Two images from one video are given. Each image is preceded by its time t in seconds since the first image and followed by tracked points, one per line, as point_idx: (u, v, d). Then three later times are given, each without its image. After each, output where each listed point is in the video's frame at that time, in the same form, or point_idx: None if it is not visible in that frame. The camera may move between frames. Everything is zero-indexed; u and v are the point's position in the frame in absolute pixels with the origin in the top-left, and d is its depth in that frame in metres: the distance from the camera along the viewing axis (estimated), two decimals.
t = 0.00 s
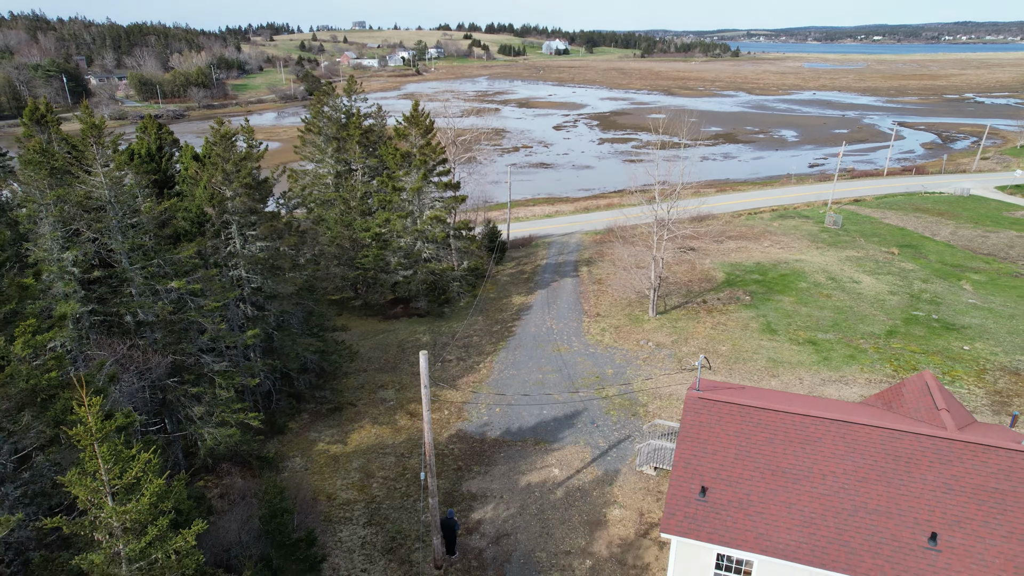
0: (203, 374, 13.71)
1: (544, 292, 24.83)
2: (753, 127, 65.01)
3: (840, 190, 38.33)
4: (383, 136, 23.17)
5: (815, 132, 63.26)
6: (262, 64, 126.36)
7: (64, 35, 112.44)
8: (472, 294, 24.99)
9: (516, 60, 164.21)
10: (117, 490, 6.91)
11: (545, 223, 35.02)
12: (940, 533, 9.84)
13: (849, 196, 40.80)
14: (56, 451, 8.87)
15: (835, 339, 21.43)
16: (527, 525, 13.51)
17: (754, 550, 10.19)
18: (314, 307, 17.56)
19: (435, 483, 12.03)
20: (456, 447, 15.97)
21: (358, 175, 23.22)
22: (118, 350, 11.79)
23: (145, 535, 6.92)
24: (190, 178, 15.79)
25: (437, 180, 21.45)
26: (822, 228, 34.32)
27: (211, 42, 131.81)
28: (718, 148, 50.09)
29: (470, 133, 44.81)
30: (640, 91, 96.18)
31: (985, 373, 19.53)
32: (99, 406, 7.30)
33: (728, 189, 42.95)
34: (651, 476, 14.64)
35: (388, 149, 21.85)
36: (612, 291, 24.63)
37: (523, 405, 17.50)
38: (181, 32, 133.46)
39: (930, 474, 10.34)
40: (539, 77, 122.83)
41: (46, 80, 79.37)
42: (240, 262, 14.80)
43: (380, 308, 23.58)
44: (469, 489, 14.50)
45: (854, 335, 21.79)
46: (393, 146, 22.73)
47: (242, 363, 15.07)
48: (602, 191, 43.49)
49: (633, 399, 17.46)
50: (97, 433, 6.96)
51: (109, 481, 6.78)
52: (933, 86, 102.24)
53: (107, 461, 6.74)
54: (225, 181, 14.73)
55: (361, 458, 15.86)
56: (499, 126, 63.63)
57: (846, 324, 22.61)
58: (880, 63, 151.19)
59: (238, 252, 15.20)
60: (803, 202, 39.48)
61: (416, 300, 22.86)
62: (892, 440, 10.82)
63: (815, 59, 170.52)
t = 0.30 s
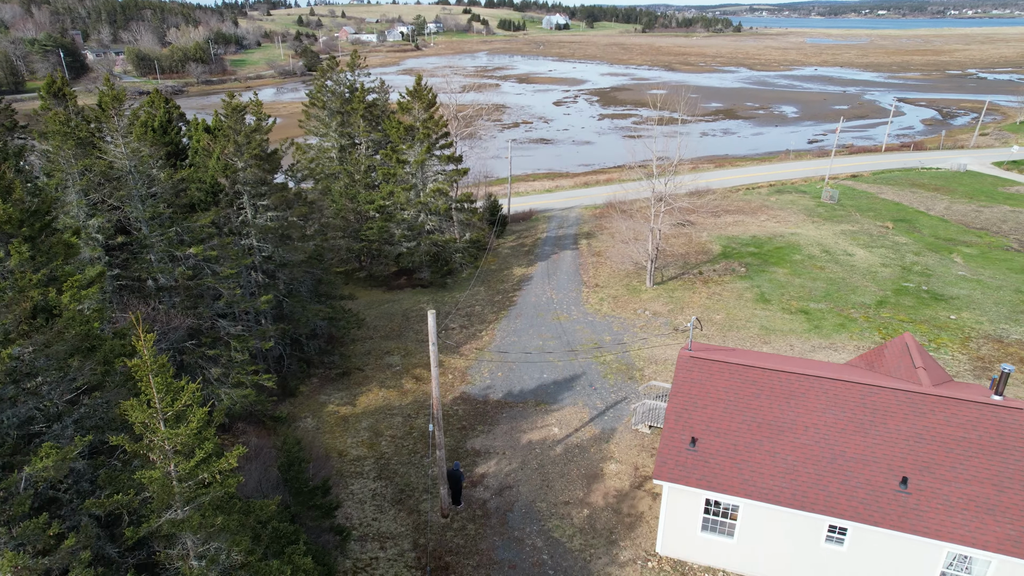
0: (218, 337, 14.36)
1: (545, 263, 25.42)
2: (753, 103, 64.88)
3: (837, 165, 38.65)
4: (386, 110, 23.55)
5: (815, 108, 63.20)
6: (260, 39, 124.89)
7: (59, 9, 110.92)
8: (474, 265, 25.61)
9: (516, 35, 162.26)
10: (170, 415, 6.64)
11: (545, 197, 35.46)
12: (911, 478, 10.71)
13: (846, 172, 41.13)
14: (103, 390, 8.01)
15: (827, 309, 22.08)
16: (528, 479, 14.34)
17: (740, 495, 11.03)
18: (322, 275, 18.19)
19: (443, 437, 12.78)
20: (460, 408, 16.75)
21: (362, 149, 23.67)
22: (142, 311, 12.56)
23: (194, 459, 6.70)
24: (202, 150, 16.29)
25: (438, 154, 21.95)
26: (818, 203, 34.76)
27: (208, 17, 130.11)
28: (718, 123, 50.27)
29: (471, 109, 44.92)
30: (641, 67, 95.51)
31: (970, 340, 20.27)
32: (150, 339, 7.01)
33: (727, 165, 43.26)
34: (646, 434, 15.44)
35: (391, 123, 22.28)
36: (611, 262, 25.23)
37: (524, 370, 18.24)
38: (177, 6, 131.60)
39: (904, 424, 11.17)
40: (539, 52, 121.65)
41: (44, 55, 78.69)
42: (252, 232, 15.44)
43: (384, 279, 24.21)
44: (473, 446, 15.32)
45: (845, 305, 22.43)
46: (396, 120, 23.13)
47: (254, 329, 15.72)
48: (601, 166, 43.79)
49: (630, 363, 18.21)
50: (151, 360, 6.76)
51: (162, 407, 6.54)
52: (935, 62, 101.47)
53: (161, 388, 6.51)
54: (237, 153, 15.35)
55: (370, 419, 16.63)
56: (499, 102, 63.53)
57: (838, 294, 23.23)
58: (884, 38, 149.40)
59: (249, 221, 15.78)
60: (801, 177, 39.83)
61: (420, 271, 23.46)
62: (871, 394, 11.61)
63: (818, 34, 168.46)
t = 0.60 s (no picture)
0: (230, 305, 14.96)
1: (544, 238, 25.93)
2: (754, 80, 64.73)
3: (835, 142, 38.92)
4: (388, 87, 23.90)
5: (816, 86, 63.11)
6: (257, 16, 123.49)
7: None
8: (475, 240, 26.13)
9: (515, 12, 160.28)
10: (203, 359, 7.27)
11: (545, 174, 35.81)
12: (886, 431, 11.43)
13: (844, 149, 41.41)
14: (134, 341, 8.60)
15: (819, 281, 22.67)
16: (527, 438, 15.07)
17: (726, 448, 11.74)
18: (328, 247, 18.76)
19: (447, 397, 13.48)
20: (462, 373, 17.43)
21: (364, 125, 24.05)
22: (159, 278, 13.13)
23: (226, 399, 7.35)
24: (211, 124, 16.78)
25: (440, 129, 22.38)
26: (815, 180, 35.15)
27: None
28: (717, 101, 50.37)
29: (471, 86, 44.98)
30: (642, 44, 94.75)
31: (956, 311, 20.91)
32: (182, 291, 7.63)
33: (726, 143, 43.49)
34: (640, 398, 16.14)
35: (393, 99, 22.66)
36: (609, 237, 25.76)
37: (524, 338, 18.90)
38: None
39: (881, 382, 11.88)
40: (539, 29, 120.48)
41: (40, 32, 78.00)
42: (260, 204, 16.08)
43: (387, 254, 24.75)
44: (475, 408, 16.05)
45: (837, 278, 23.01)
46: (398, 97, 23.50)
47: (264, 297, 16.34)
48: (601, 144, 43.99)
49: (626, 332, 18.86)
50: (185, 310, 7.40)
51: (196, 351, 7.18)
52: (938, 39, 100.66)
53: (195, 334, 7.15)
54: (246, 127, 15.86)
55: (376, 384, 17.32)
56: (499, 79, 63.34)
57: (830, 268, 23.80)
58: (887, 15, 147.62)
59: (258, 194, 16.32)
60: (798, 154, 40.12)
61: (422, 246, 24.00)
62: (852, 354, 12.29)
63: (821, 11, 166.26)
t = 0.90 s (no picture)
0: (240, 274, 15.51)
1: (544, 214, 26.40)
2: (754, 59, 64.52)
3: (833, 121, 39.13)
4: (389, 65, 24.20)
5: (816, 64, 62.93)
6: None
7: None
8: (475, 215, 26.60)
9: None
10: (229, 310, 7.93)
11: (544, 152, 36.10)
12: (866, 390, 12.07)
13: (842, 128, 41.62)
14: (159, 299, 9.08)
15: (812, 256, 23.20)
16: (527, 402, 15.75)
17: (715, 406, 12.35)
18: (333, 221, 19.27)
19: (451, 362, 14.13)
20: (464, 342, 18.08)
21: (365, 102, 24.38)
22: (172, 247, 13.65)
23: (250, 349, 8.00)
24: (218, 101, 17.18)
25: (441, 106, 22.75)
26: (813, 158, 35.46)
27: None
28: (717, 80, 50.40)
29: (471, 65, 44.95)
30: (643, 23, 93.88)
31: (944, 284, 21.50)
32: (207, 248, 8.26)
33: (725, 121, 43.65)
34: (635, 364, 16.81)
35: (395, 76, 23.00)
36: (607, 213, 26.22)
37: (524, 309, 19.51)
38: None
39: (863, 345, 12.53)
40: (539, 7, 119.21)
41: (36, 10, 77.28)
42: (268, 178, 16.55)
43: (390, 229, 25.25)
44: (477, 374, 16.73)
45: (830, 253, 23.53)
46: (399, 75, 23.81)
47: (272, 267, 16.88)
48: (601, 123, 44.16)
49: (622, 303, 19.45)
50: (212, 266, 8.03)
51: (223, 303, 7.83)
52: (941, 17, 99.65)
53: (222, 287, 7.81)
54: (252, 103, 16.30)
55: (381, 352, 17.98)
56: (499, 58, 63.08)
57: (823, 243, 24.32)
58: None
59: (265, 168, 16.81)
60: (796, 133, 40.35)
61: (424, 221, 24.50)
62: (837, 319, 12.92)
63: None
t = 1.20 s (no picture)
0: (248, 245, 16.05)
1: (543, 190, 26.83)
2: (756, 37, 64.16)
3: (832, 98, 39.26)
4: (390, 42, 24.45)
5: (818, 42, 62.59)
6: None
7: None
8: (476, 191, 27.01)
9: None
10: (248, 269, 8.58)
11: (544, 130, 36.33)
12: (849, 353, 12.69)
13: (841, 105, 41.72)
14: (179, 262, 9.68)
15: (806, 230, 23.67)
16: (526, 368, 16.41)
17: (705, 367, 12.99)
18: (338, 195, 19.74)
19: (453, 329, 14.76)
20: (465, 312, 18.70)
21: (367, 79, 24.66)
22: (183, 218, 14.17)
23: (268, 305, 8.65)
24: (225, 77, 17.58)
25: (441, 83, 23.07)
26: (810, 135, 35.72)
27: None
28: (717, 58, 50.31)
29: (471, 42, 44.88)
30: None
31: (934, 258, 22.02)
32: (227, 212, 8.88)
33: (725, 99, 43.75)
34: (631, 332, 17.43)
35: (396, 53, 23.28)
36: (605, 189, 26.62)
37: (523, 281, 20.09)
38: None
39: (848, 311, 13.11)
40: None
41: None
42: (274, 152, 16.99)
43: (392, 205, 25.70)
44: (478, 342, 17.39)
45: (823, 228, 24.00)
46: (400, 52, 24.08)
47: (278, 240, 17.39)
48: (600, 100, 44.24)
49: (619, 276, 20.00)
50: (233, 228, 8.66)
51: (242, 262, 8.47)
52: None
53: (242, 248, 8.45)
54: (258, 79, 16.69)
55: (385, 322, 18.60)
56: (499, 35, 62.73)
57: (817, 218, 24.77)
58: None
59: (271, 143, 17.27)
60: (795, 111, 40.50)
61: (425, 196, 24.93)
62: (823, 286, 13.49)
63: None
